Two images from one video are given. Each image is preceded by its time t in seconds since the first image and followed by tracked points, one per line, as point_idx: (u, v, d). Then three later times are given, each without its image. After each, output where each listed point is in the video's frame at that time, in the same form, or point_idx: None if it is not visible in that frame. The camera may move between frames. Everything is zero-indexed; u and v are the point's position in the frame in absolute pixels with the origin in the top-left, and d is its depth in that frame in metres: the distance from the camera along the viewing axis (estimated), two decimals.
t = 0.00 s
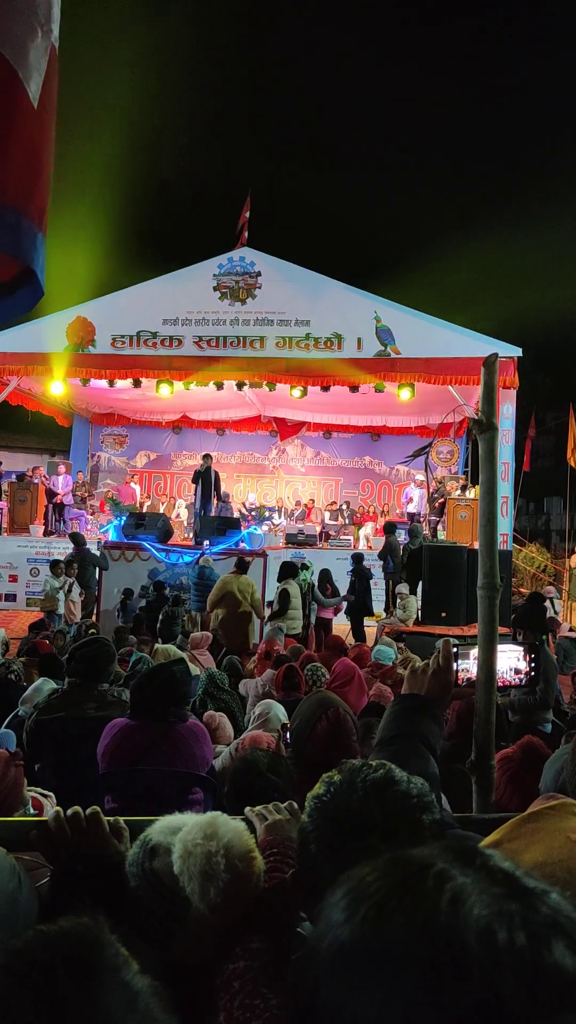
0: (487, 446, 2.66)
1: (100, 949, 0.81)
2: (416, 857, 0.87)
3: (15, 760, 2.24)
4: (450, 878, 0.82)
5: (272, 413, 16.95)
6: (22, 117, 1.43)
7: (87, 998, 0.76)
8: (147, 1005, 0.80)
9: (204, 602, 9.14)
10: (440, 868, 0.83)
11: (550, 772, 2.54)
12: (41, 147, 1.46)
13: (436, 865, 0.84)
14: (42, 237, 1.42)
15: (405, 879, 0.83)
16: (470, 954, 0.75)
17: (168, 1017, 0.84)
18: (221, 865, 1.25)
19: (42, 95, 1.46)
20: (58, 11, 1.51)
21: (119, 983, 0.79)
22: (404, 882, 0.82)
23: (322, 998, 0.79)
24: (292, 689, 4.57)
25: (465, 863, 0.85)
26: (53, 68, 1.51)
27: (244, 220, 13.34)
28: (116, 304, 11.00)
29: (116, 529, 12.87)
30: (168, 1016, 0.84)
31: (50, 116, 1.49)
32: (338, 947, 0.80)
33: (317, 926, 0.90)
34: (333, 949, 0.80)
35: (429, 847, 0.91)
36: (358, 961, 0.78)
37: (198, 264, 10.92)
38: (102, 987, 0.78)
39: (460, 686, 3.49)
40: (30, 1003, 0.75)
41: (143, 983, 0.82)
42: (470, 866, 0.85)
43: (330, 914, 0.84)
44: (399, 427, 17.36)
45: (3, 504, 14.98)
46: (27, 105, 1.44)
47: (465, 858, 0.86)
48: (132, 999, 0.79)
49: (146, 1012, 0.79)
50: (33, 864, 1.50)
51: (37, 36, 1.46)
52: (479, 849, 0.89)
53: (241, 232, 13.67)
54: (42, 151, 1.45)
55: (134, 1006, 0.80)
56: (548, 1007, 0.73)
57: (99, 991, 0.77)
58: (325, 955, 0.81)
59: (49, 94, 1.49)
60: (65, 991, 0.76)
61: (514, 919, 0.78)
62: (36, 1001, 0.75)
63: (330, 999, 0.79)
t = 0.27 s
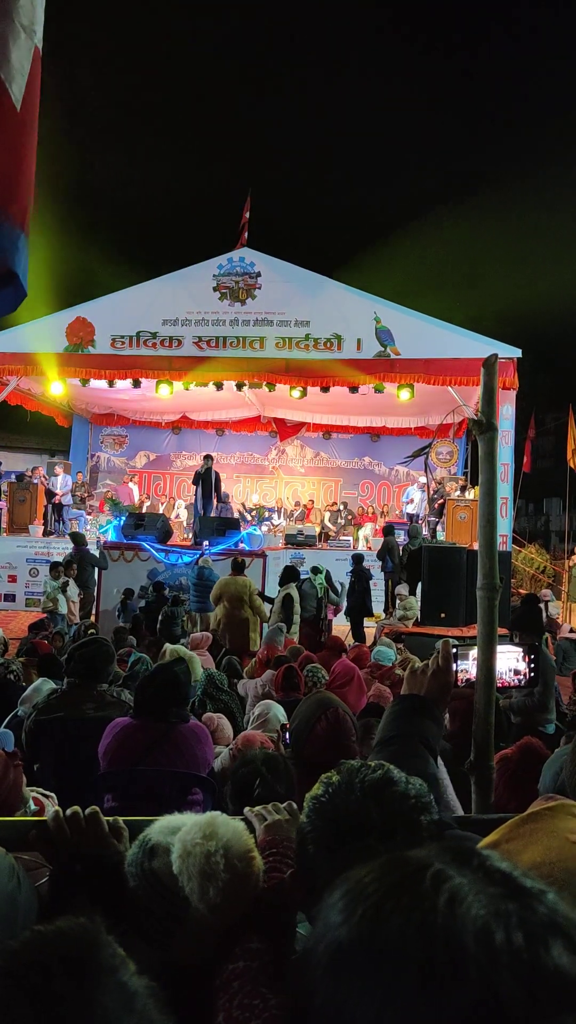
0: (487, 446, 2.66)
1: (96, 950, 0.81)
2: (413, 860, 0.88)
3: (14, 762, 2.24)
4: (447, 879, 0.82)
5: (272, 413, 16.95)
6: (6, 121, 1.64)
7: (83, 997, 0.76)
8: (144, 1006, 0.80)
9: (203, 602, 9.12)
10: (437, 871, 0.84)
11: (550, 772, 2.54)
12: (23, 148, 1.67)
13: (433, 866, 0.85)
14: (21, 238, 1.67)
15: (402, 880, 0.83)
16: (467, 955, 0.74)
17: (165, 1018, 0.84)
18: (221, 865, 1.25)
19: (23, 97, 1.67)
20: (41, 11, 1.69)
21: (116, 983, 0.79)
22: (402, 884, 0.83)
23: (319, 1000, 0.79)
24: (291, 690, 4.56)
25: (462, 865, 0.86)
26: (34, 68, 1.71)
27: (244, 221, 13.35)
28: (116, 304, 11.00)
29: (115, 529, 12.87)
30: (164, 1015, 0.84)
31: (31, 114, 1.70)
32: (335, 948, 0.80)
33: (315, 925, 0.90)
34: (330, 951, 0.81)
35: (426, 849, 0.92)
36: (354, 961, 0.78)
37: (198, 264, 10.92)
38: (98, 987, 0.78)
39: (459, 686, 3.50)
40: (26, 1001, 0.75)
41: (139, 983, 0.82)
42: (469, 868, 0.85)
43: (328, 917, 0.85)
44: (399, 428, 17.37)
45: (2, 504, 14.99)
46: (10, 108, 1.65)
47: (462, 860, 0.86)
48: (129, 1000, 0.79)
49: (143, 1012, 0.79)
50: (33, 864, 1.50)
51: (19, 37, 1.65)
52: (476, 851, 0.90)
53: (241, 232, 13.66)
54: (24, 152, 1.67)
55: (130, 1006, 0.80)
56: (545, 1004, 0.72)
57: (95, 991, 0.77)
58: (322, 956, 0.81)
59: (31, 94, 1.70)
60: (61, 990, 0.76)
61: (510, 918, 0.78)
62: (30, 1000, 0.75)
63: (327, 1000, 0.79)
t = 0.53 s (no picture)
0: (485, 449, 2.68)
1: (96, 949, 0.81)
2: (410, 858, 0.88)
3: (12, 762, 2.25)
4: (445, 878, 0.83)
5: (271, 414, 16.96)
6: None
7: (80, 997, 0.76)
8: (142, 1007, 0.80)
9: (202, 602, 9.12)
10: (433, 870, 0.84)
11: (548, 772, 2.54)
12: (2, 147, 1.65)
13: (431, 864, 0.85)
14: None
15: (399, 880, 0.83)
16: (466, 956, 0.74)
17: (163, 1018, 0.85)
18: (219, 864, 1.25)
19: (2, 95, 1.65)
20: (21, 13, 1.71)
21: (114, 983, 0.80)
22: (398, 884, 0.83)
23: (319, 1000, 0.80)
24: (290, 690, 4.57)
25: (459, 863, 0.86)
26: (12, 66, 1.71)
27: (243, 222, 13.34)
28: (115, 304, 11.00)
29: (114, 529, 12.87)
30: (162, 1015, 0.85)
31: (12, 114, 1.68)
32: (330, 947, 0.81)
33: (312, 926, 0.91)
34: (328, 950, 0.81)
35: (423, 847, 0.92)
36: (349, 960, 0.79)
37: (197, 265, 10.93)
38: (95, 988, 0.78)
39: (458, 687, 3.51)
40: (24, 1003, 0.75)
41: (138, 983, 0.82)
42: (466, 867, 0.85)
43: (326, 916, 0.85)
44: (397, 429, 17.38)
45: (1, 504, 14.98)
46: None
47: (458, 859, 0.86)
48: (127, 1002, 0.80)
49: (141, 1012, 0.80)
50: (32, 864, 1.50)
51: None
52: (475, 850, 0.90)
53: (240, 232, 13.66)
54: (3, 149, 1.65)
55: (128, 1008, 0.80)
56: (545, 1004, 0.73)
57: (94, 990, 0.78)
58: (317, 956, 0.81)
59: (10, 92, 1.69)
60: (60, 990, 0.76)
61: (509, 919, 0.78)
62: (27, 1000, 0.75)
63: (327, 1000, 0.79)
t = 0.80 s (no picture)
0: (484, 450, 2.69)
1: (96, 948, 0.81)
2: (407, 855, 0.89)
3: (13, 762, 2.25)
4: (441, 875, 0.83)
5: (270, 414, 16.97)
6: None
7: (81, 996, 0.77)
8: (143, 1005, 0.81)
9: (201, 602, 9.10)
10: (429, 866, 0.85)
11: (547, 772, 2.54)
12: None
13: (428, 861, 0.86)
14: None
15: (396, 877, 0.84)
16: (462, 951, 0.76)
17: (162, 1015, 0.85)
18: (219, 864, 1.26)
19: None
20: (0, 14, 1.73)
21: (114, 981, 0.80)
22: (395, 881, 0.84)
23: (318, 997, 0.81)
24: (288, 691, 4.57)
25: (455, 860, 0.87)
26: None
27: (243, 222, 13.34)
28: (115, 304, 11.01)
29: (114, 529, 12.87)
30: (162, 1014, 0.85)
31: None
32: (326, 943, 0.82)
33: (310, 923, 0.92)
34: (325, 946, 0.82)
35: (419, 846, 0.93)
36: (346, 957, 0.80)
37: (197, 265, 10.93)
38: (94, 987, 0.78)
39: (456, 687, 3.52)
40: (24, 1002, 0.75)
41: (138, 981, 0.83)
42: (462, 864, 0.86)
43: (323, 912, 0.85)
44: (397, 430, 17.38)
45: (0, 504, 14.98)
46: None
47: (455, 856, 0.87)
48: (127, 998, 0.80)
49: (141, 1011, 0.80)
50: (32, 865, 1.50)
51: None
52: (470, 847, 0.91)
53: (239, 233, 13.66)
54: None
55: (128, 1006, 0.81)
56: (541, 1001, 0.76)
57: (94, 989, 0.78)
58: (314, 952, 0.82)
59: None
60: (61, 989, 0.77)
61: (504, 917, 0.80)
62: (27, 998, 0.76)
63: (326, 996, 0.80)
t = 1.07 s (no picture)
0: (484, 451, 2.69)
1: (99, 949, 0.81)
2: (402, 854, 0.89)
3: (14, 763, 2.24)
4: (434, 874, 0.84)
5: (270, 415, 16.97)
6: None
7: (82, 996, 0.77)
8: (145, 1005, 0.81)
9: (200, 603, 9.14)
10: (422, 865, 0.85)
11: (545, 772, 2.54)
12: None
13: (421, 860, 0.86)
14: None
15: (391, 877, 0.84)
16: (453, 948, 0.76)
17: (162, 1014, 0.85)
18: (220, 865, 1.26)
19: None
20: None
21: (116, 980, 0.80)
22: (390, 881, 0.84)
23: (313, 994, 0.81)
24: (288, 691, 4.58)
25: (449, 860, 0.87)
26: None
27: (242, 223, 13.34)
28: (114, 305, 11.02)
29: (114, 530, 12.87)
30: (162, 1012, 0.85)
31: None
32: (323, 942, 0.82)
33: (307, 922, 0.92)
34: (321, 944, 0.82)
35: (415, 846, 0.93)
36: (343, 955, 0.80)
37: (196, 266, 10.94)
38: (94, 986, 0.78)
39: (455, 687, 3.52)
40: (27, 1002, 0.76)
41: (139, 980, 0.83)
42: (456, 863, 0.86)
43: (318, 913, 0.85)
44: (396, 431, 17.38)
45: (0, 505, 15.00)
46: None
47: (449, 856, 0.87)
48: (128, 996, 0.80)
49: (144, 1012, 0.80)
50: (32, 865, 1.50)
51: None
52: (465, 846, 0.90)
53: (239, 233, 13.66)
54: None
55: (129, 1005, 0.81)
56: (531, 999, 0.76)
57: (95, 988, 0.78)
58: (311, 950, 0.82)
59: None
60: (62, 989, 0.77)
61: (496, 914, 0.79)
62: (29, 998, 0.76)
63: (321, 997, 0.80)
